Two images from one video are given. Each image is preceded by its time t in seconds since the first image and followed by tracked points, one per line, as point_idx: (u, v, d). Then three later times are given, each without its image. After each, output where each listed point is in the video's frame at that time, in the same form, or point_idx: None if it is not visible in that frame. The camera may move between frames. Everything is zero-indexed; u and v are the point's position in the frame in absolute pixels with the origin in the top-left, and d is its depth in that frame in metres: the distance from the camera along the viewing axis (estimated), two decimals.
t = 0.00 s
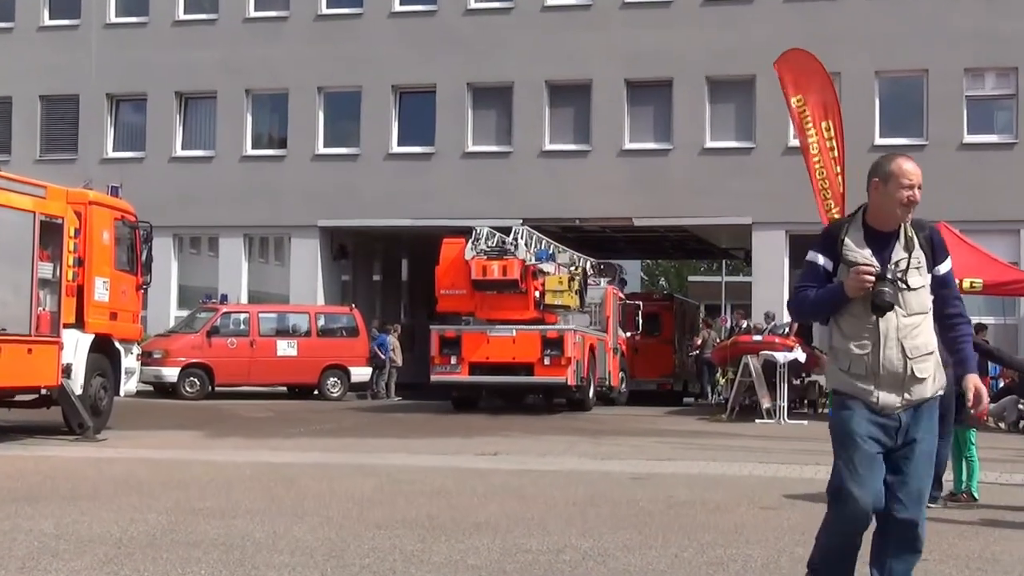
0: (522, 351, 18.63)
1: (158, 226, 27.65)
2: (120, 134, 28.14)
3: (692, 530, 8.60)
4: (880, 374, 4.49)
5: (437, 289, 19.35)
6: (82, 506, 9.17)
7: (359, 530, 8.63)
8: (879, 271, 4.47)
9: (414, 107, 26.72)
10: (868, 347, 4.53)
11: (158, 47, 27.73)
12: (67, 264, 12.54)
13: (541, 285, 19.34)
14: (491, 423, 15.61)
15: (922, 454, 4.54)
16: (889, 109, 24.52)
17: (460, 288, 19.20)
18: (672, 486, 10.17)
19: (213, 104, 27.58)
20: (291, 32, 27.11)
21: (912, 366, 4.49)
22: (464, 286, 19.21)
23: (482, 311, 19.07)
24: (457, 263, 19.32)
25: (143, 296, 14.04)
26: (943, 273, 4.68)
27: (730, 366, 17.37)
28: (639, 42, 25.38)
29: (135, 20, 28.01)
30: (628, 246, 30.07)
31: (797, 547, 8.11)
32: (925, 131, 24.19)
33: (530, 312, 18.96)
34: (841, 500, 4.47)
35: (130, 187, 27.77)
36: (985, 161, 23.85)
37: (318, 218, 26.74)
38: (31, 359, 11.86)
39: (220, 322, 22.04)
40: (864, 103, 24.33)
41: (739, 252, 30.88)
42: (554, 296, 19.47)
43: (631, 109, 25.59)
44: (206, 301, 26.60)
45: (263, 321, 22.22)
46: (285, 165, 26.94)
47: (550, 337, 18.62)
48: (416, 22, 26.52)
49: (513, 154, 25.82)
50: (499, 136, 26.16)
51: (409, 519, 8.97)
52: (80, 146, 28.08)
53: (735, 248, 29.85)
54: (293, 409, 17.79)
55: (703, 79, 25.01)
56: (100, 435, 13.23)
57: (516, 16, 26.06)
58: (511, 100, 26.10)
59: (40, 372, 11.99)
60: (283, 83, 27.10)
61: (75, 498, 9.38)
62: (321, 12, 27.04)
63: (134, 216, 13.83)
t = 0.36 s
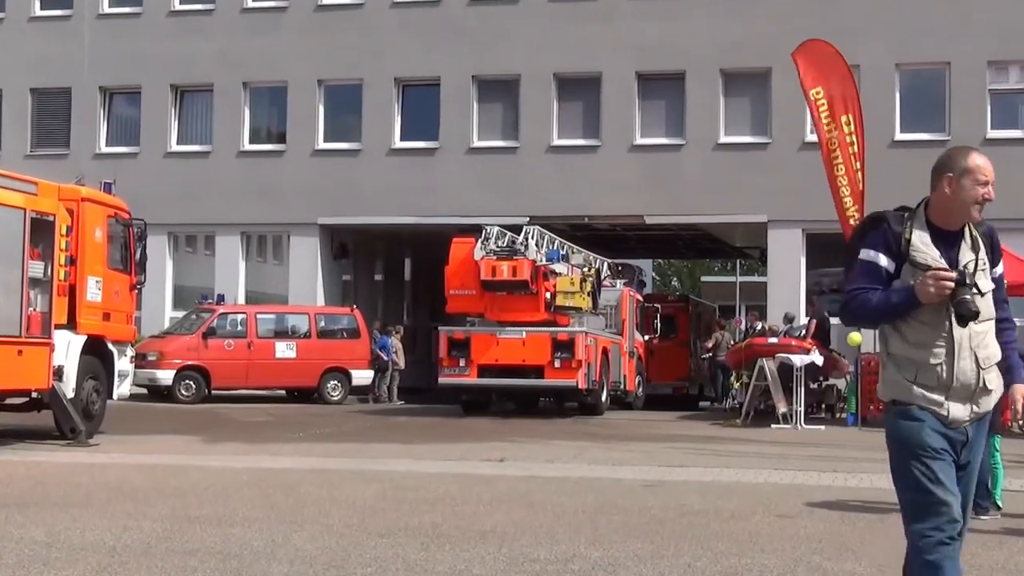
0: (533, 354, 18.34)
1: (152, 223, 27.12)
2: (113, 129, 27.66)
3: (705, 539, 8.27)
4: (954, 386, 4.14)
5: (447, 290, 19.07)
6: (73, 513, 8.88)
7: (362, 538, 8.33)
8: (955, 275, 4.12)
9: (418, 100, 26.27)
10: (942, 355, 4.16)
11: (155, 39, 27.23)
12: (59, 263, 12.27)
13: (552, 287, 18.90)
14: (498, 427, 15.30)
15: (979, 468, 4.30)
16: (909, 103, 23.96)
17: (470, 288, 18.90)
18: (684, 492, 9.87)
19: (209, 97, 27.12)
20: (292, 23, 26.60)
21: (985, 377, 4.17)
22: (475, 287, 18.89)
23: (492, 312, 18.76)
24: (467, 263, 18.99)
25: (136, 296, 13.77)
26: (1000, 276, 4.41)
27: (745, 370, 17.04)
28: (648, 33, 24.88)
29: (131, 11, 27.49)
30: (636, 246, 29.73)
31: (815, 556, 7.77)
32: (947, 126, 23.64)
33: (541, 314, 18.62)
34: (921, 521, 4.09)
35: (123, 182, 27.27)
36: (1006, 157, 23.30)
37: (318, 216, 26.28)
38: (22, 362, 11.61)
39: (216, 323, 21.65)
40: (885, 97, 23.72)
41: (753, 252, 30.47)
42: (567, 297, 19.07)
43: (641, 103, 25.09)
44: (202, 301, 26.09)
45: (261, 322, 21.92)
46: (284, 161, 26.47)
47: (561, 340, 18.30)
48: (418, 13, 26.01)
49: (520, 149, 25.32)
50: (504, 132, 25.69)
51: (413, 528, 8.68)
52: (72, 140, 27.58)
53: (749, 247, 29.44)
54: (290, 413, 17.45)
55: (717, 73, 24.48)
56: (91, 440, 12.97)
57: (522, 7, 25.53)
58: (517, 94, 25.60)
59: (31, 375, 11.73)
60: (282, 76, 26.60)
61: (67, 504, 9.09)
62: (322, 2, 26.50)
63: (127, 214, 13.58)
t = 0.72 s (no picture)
0: (543, 352, 18.05)
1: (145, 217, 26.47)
2: (104, 120, 26.99)
3: (717, 545, 7.94)
4: None
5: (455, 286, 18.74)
6: (62, 517, 8.58)
7: (362, 543, 8.02)
8: None
9: (418, 90, 25.56)
10: None
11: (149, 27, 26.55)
12: (50, 257, 12.06)
13: (563, 283, 18.64)
14: (502, 428, 14.99)
15: None
16: (930, 92, 23.00)
17: (478, 285, 18.58)
18: (696, 496, 9.54)
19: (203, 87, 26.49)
20: (291, 12, 25.91)
21: None
22: (484, 284, 18.56)
23: (501, 309, 18.44)
24: (475, 260, 18.68)
25: (129, 293, 13.51)
26: None
27: (759, 369, 16.74)
28: (658, 20, 24.13)
29: None
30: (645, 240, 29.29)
31: (831, 562, 7.45)
32: (970, 116, 22.69)
33: (551, 310, 18.31)
34: None
35: (114, 174, 26.62)
36: None
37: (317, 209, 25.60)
38: (9, 360, 11.41)
39: (211, 321, 21.41)
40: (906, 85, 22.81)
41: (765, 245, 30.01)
42: (577, 293, 18.78)
43: (651, 92, 24.36)
44: (197, 296, 25.48)
45: (257, 320, 21.64)
46: (280, 153, 25.79)
47: (571, 337, 18.01)
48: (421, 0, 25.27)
49: (526, 139, 24.63)
50: (510, 122, 24.99)
51: (415, 533, 8.36)
52: (61, 130, 26.93)
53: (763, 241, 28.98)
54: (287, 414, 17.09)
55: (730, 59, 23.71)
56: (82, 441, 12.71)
57: None
58: (523, 83, 24.89)
59: (19, 373, 11.53)
60: (279, 64, 25.92)
61: (58, 508, 8.79)
62: None
63: (121, 208, 13.34)
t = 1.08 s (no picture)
0: (553, 352, 17.79)
1: (136, 212, 26.17)
2: (94, 113, 26.71)
3: (728, 553, 7.63)
4: None
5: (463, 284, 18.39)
6: (49, 523, 8.29)
7: (361, 551, 7.70)
8: None
9: (419, 81, 25.25)
10: None
11: (145, 19, 26.23)
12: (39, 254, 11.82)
13: (573, 282, 18.27)
14: (505, 432, 14.68)
15: None
16: (949, 85, 22.58)
17: (487, 284, 18.23)
18: (707, 504, 9.22)
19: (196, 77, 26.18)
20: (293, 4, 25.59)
21: None
22: (492, 283, 18.21)
23: (510, 309, 18.12)
24: (483, 258, 18.27)
25: (118, 291, 13.26)
26: None
27: (771, 371, 16.43)
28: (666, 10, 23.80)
29: None
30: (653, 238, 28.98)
31: (847, 571, 7.14)
32: (990, 109, 22.31)
33: (562, 310, 17.98)
34: None
35: (104, 169, 26.33)
36: None
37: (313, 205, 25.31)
38: None
39: (204, 320, 21.11)
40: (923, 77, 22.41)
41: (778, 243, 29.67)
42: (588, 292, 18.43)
43: (660, 83, 24.05)
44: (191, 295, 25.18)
45: (252, 319, 21.36)
46: (277, 147, 25.52)
47: (582, 337, 17.76)
48: None
49: (530, 132, 24.34)
50: (514, 115, 24.70)
51: (415, 540, 8.05)
52: (50, 124, 26.63)
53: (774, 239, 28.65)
54: (282, 416, 16.84)
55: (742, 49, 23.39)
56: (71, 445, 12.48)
57: None
58: (527, 74, 24.59)
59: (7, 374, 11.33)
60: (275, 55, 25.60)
61: (45, 514, 8.51)
62: None
63: (111, 204, 13.12)
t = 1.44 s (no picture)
0: (560, 355, 17.51)
1: (124, 210, 25.88)
2: (81, 108, 26.39)
3: (734, 564, 7.35)
4: None
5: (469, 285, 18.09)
6: (34, 531, 8.01)
7: (355, 560, 7.40)
8: None
9: (416, 74, 24.96)
10: None
11: (141, 15, 25.96)
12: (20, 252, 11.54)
13: (582, 284, 17.93)
14: (505, 437, 14.40)
15: None
16: (965, 80, 22.28)
17: (493, 285, 17.93)
18: (715, 512, 8.94)
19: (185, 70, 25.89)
20: None
21: None
22: (499, 284, 17.92)
23: (517, 311, 17.78)
24: (490, 259, 18.00)
25: (105, 290, 12.98)
26: None
27: (780, 376, 16.15)
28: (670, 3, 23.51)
29: None
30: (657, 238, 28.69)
31: None
32: (1007, 105, 22.02)
33: (569, 312, 17.71)
34: None
35: (90, 164, 26.03)
36: None
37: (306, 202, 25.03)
38: None
39: (193, 322, 20.82)
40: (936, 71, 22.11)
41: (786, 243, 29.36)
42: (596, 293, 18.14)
43: (666, 79, 23.77)
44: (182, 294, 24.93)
45: (242, 321, 21.08)
46: (269, 142, 25.21)
47: (590, 341, 17.46)
48: None
49: (531, 129, 24.08)
50: (513, 111, 24.43)
51: (414, 550, 7.76)
52: (35, 119, 26.31)
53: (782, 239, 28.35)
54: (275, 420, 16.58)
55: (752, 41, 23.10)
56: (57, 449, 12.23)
57: None
58: (528, 68, 24.31)
59: None
60: (267, 48, 25.32)
61: (30, 521, 8.23)
62: None
63: (96, 200, 12.82)
